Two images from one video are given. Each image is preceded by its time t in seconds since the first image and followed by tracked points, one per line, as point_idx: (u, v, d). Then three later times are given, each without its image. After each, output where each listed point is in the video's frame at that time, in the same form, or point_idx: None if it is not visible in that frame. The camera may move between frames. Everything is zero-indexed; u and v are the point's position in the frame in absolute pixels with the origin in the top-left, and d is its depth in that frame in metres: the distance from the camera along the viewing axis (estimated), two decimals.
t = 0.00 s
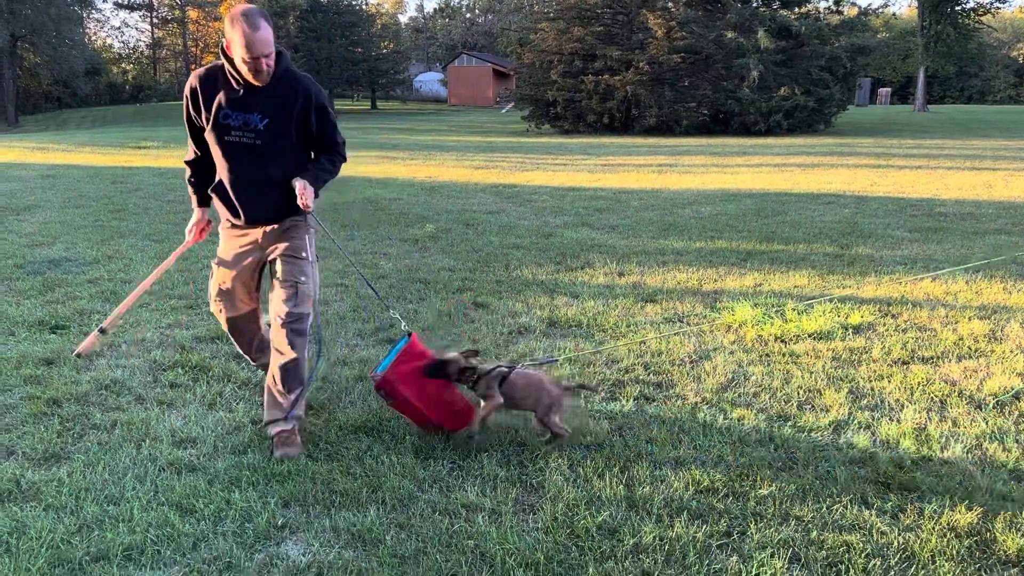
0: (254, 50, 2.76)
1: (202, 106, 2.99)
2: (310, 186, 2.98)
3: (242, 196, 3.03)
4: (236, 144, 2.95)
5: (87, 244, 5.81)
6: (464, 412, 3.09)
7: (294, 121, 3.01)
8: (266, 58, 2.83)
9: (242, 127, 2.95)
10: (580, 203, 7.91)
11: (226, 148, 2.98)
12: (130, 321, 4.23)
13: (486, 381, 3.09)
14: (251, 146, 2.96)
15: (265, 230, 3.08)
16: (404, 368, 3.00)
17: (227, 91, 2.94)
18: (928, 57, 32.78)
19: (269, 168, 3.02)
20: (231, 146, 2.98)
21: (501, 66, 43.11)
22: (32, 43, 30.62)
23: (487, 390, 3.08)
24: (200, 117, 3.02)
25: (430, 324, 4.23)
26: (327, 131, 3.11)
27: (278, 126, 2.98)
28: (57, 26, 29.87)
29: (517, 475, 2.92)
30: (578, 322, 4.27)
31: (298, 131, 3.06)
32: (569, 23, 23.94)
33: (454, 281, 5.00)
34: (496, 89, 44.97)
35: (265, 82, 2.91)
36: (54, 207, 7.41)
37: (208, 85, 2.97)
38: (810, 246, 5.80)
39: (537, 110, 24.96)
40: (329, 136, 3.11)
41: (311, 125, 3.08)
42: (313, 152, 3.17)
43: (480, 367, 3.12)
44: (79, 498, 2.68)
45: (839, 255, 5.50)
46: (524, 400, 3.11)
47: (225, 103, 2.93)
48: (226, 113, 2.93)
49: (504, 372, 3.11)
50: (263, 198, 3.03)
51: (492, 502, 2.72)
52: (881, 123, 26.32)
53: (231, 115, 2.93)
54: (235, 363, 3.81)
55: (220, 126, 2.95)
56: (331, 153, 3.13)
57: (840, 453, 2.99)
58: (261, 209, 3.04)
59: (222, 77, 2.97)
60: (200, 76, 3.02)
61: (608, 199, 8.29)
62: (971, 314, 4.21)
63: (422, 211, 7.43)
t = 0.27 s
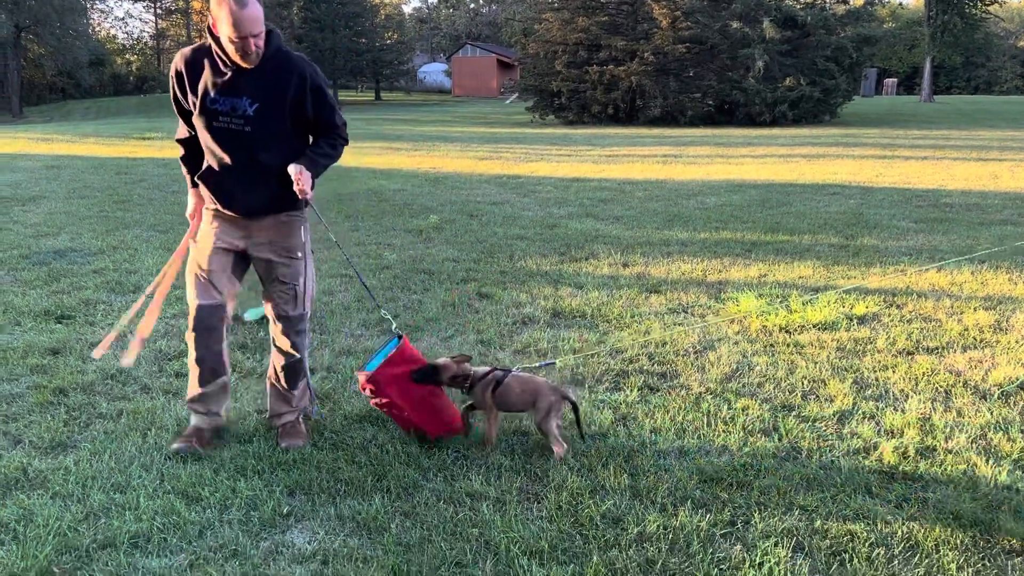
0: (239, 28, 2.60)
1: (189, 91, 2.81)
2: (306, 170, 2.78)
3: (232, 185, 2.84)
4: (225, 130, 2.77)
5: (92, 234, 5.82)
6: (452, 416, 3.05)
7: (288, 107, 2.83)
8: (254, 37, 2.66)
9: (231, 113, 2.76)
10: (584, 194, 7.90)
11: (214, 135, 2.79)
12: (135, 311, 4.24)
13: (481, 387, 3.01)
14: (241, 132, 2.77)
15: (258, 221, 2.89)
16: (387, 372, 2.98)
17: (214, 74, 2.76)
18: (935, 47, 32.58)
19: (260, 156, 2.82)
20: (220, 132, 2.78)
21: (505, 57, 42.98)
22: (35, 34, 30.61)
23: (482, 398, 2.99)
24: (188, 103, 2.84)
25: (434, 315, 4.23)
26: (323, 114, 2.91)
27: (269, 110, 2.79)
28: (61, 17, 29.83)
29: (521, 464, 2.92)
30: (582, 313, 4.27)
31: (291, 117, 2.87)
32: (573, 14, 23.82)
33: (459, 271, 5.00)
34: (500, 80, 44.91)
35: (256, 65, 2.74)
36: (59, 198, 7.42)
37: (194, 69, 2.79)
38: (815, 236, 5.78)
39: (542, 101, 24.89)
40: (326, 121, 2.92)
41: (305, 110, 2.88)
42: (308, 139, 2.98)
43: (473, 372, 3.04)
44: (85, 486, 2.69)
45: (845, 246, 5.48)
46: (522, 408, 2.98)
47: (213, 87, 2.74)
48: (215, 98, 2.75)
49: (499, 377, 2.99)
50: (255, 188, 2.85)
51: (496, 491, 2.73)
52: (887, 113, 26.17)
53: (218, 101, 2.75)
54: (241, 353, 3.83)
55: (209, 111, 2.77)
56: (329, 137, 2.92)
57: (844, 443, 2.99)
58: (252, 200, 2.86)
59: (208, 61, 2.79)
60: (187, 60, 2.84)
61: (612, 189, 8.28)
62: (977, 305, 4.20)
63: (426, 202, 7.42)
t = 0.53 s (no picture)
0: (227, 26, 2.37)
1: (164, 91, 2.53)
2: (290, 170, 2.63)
3: (219, 191, 2.62)
4: (210, 136, 2.54)
5: (97, 225, 5.83)
6: (456, 408, 3.02)
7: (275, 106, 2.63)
8: (241, 34, 2.43)
9: (217, 115, 2.54)
10: (589, 184, 7.89)
11: (197, 143, 2.56)
12: (141, 301, 4.26)
13: (484, 378, 2.98)
14: (227, 137, 2.56)
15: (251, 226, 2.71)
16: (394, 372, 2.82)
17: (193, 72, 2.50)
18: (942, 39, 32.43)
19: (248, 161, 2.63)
20: (203, 137, 2.55)
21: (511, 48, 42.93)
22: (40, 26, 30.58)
23: (486, 389, 2.98)
24: (161, 105, 2.57)
25: (438, 305, 4.24)
26: (308, 112, 2.73)
27: (258, 110, 2.59)
28: (65, 8, 29.84)
29: (526, 454, 2.93)
30: (586, 303, 4.28)
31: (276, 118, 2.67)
32: (578, 5, 23.73)
33: (463, 262, 5.01)
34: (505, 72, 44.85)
35: (240, 63, 2.52)
36: (65, 189, 7.43)
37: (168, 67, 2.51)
38: (821, 227, 5.77)
39: (547, 92, 24.87)
40: (311, 118, 2.75)
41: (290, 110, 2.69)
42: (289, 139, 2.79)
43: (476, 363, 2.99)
44: (92, 474, 2.71)
45: (850, 236, 5.48)
46: (525, 397, 3.01)
47: (194, 90, 2.51)
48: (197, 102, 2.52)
49: (500, 366, 2.99)
50: (247, 195, 2.65)
51: (501, 479, 2.74)
52: (894, 104, 26.05)
53: (203, 102, 2.51)
54: (246, 343, 3.84)
55: (191, 115, 2.53)
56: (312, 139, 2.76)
57: (850, 432, 2.99)
58: (242, 207, 2.66)
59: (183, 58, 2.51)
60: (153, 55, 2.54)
61: (617, 180, 8.28)
62: (983, 295, 4.19)
63: (430, 193, 7.42)
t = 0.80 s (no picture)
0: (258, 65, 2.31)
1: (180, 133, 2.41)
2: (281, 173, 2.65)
3: (242, 209, 2.67)
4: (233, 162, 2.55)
5: (106, 213, 5.86)
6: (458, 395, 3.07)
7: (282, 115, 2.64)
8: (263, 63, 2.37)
9: (237, 139, 2.53)
10: (597, 173, 7.87)
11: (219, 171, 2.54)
12: (151, 290, 4.28)
13: (477, 368, 3.01)
14: (247, 157, 2.59)
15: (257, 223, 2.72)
16: (397, 374, 2.92)
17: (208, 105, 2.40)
18: (953, 26, 32.11)
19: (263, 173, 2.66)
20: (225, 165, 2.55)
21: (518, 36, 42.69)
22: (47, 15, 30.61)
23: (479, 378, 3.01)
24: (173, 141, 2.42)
25: (445, 293, 4.24)
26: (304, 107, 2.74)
27: (271, 122, 2.60)
28: None
29: (533, 442, 2.94)
30: (594, 292, 4.27)
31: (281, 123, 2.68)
32: None
33: (471, 250, 5.01)
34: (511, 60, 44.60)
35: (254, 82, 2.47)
36: (74, 178, 7.46)
37: (180, 110, 2.36)
38: (830, 216, 5.74)
39: (554, 80, 24.77)
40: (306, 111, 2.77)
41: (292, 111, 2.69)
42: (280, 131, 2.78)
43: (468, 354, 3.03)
44: (104, 460, 2.73)
45: (860, 225, 5.45)
46: (518, 380, 3.06)
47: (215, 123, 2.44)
48: (217, 133, 2.46)
49: (493, 356, 3.04)
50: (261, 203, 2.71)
51: (509, 467, 2.75)
52: (904, 92, 25.81)
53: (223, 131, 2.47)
54: (255, 330, 3.86)
55: (214, 147, 2.48)
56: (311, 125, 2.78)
57: (858, 421, 2.99)
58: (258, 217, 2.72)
59: (192, 92, 2.37)
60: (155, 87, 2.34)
61: (625, 169, 8.25)
62: (993, 284, 4.17)
63: (438, 182, 7.41)
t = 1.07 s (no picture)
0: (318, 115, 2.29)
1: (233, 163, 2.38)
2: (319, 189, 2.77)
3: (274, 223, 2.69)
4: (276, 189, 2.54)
5: (114, 204, 5.87)
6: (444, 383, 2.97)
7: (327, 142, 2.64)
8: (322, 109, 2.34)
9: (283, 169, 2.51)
10: (604, 164, 7.85)
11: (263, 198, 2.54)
12: (158, 280, 4.29)
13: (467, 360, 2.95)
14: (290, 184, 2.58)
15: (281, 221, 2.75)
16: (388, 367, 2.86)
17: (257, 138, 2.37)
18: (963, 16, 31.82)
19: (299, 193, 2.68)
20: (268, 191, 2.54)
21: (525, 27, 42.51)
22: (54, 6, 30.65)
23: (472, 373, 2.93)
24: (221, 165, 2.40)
25: (452, 284, 4.25)
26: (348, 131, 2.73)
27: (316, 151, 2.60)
28: None
29: (539, 433, 2.94)
30: (600, 283, 4.27)
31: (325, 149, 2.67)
32: None
33: (477, 241, 5.01)
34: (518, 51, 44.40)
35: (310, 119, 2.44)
36: (83, 169, 7.49)
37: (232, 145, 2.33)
38: (837, 207, 5.72)
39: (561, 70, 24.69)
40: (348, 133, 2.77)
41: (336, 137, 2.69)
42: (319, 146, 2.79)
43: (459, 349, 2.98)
44: (112, 450, 2.75)
45: (868, 217, 5.43)
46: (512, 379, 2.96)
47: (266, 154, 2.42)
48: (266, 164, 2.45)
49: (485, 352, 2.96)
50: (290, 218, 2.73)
51: (515, 457, 2.75)
52: (913, 83, 25.61)
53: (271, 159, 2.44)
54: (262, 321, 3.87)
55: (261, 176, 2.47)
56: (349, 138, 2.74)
57: (864, 412, 2.98)
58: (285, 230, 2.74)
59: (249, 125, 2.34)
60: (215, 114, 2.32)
61: (632, 160, 8.23)
62: (1002, 276, 4.15)
63: (445, 173, 7.41)
